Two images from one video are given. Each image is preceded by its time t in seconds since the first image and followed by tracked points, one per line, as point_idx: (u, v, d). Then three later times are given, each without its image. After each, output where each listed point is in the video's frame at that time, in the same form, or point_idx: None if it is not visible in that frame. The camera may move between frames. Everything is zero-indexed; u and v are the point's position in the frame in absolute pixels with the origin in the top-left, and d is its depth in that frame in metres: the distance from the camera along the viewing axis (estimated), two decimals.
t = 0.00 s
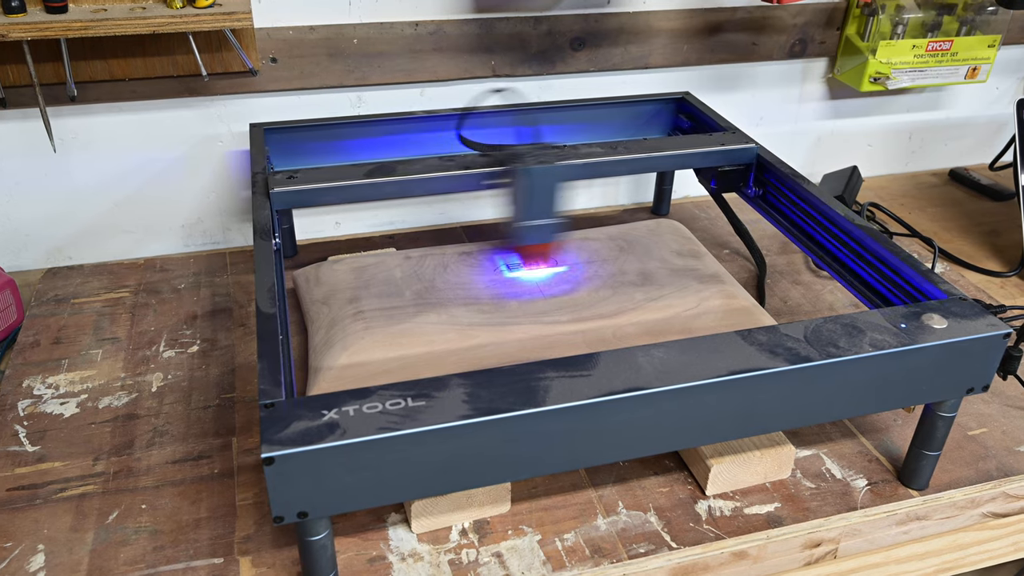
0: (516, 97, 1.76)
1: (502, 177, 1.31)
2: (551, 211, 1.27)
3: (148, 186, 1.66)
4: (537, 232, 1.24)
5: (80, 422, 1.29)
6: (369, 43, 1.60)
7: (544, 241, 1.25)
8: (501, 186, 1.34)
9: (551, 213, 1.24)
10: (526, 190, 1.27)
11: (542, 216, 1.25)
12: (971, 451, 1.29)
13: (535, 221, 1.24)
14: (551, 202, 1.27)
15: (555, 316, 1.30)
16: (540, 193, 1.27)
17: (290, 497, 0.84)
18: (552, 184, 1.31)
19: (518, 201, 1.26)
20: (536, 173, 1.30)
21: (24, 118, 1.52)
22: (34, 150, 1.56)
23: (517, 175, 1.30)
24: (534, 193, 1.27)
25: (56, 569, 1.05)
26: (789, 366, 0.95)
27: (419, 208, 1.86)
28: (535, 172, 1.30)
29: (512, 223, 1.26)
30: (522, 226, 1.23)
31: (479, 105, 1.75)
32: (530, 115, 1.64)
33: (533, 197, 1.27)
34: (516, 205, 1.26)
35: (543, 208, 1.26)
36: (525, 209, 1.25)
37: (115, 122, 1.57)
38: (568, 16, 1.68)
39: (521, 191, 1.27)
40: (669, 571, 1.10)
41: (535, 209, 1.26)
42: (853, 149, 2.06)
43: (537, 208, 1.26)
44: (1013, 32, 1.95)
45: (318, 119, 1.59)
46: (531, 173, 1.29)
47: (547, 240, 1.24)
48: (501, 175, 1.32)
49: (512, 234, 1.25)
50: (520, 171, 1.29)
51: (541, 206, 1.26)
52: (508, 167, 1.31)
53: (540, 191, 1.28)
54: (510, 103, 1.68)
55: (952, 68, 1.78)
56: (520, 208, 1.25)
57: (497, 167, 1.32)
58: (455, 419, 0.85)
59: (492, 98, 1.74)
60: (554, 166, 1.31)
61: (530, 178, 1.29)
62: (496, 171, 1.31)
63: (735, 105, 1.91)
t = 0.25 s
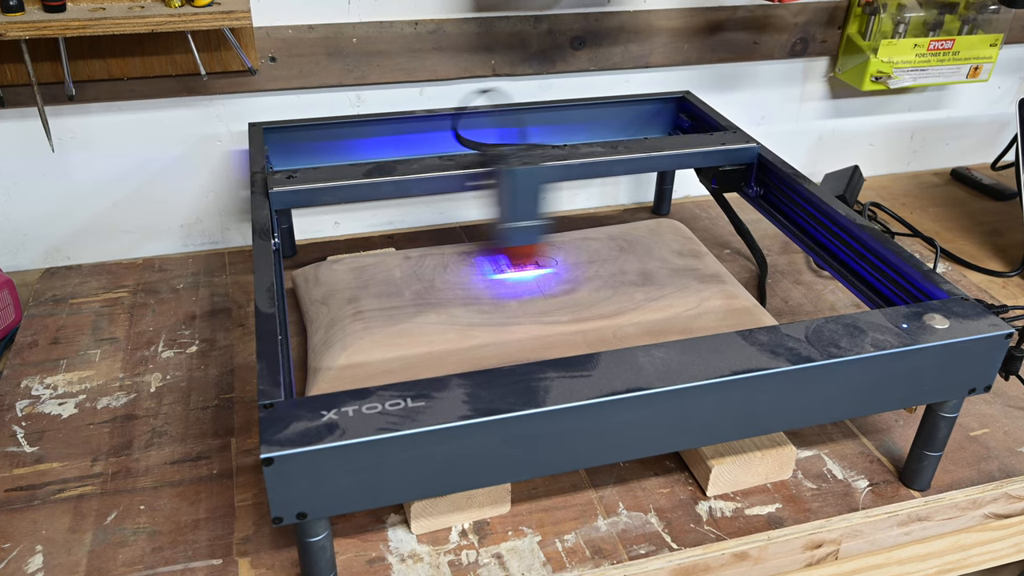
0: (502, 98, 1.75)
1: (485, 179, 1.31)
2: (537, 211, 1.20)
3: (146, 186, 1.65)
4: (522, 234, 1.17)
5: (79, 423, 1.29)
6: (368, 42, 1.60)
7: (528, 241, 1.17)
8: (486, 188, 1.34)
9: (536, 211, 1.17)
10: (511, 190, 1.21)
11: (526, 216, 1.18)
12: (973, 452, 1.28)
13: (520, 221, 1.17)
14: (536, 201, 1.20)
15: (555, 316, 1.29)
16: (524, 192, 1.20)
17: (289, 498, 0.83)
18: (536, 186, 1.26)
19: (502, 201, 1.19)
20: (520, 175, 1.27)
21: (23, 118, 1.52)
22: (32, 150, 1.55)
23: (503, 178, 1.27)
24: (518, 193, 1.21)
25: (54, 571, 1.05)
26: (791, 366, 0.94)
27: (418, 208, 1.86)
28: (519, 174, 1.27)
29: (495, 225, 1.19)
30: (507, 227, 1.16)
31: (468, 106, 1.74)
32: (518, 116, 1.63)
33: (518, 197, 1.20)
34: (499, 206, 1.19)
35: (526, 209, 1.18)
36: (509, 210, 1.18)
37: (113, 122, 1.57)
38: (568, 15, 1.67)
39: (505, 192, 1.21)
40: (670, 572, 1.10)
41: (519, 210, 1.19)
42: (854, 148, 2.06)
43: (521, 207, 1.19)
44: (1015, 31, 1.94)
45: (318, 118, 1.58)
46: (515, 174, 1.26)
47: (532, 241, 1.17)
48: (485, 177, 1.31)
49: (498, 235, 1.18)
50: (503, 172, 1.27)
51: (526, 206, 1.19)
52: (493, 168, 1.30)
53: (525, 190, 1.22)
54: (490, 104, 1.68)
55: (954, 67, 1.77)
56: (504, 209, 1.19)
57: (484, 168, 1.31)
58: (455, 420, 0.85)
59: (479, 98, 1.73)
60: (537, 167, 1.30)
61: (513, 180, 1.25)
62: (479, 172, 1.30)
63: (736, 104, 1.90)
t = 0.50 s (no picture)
0: (500, 97, 1.74)
1: (485, 178, 1.31)
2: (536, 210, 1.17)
3: (145, 186, 1.65)
4: (520, 234, 1.14)
5: (77, 424, 1.28)
6: (367, 42, 1.59)
7: (527, 242, 1.14)
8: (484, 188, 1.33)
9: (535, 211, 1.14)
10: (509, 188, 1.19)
11: (524, 215, 1.15)
12: (975, 453, 1.28)
13: (518, 221, 1.14)
14: (535, 199, 1.17)
15: (555, 316, 1.29)
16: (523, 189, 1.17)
17: (289, 498, 0.83)
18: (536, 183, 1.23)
19: (500, 199, 1.16)
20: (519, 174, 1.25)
21: (20, 117, 1.52)
22: (30, 149, 1.55)
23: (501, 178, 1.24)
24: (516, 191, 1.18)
25: (52, 572, 1.04)
26: (792, 366, 0.94)
27: (417, 208, 1.85)
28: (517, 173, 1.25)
29: (493, 225, 1.16)
30: (505, 227, 1.14)
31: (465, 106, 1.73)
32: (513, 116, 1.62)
33: (517, 195, 1.17)
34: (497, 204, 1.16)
35: (525, 208, 1.15)
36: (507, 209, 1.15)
37: (112, 121, 1.56)
38: (568, 14, 1.67)
39: (504, 190, 1.17)
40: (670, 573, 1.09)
41: (517, 209, 1.16)
42: (855, 148, 2.05)
43: (520, 206, 1.16)
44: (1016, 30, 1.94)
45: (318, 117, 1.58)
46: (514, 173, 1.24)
47: (530, 242, 1.14)
48: (485, 176, 1.30)
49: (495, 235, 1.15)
50: (503, 172, 1.26)
51: (525, 205, 1.16)
52: (491, 167, 1.30)
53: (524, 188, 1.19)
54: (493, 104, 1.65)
55: (955, 66, 1.76)
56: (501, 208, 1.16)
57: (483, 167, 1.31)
58: (455, 420, 0.84)
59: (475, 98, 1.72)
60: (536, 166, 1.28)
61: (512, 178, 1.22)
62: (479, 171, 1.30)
63: (737, 103, 1.90)
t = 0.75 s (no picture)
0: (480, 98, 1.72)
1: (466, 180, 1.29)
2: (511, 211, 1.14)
3: (144, 185, 1.64)
4: (497, 236, 1.15)
5: (75, 424, 1.28)
6: (367, 41, 1.59)
7: (504, 244, 1.16)
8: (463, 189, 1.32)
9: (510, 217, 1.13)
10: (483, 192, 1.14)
11: (499, 219, 1.14)
12: (977, 453, 1.27)
13: (493, 225, 1.14)
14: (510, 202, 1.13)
15: (555, 316, 1.28)
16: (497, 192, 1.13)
17: (288, 499, 0.82)
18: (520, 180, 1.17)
19: (473, 203, 1.13)
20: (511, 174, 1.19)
21: (19, 116, 1.51)
22: (28, 149, 1.55)
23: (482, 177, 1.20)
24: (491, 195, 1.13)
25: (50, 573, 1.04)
26: (793, 367, 0.93)
27: (417, 207, 1.84)
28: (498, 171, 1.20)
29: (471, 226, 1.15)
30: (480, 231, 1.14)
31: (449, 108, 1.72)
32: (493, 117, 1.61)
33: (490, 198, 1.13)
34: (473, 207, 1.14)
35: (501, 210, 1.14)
36: (482, 213, 1.13)
37: (110, 120, 1.56)
38: (568, 13, 1.66)
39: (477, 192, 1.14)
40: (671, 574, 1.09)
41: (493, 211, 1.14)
42: (856, 147, 2.05)
43: (495, 209, 1.14)
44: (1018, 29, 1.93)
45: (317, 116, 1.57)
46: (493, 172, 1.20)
47: (510, 243, 1.16)
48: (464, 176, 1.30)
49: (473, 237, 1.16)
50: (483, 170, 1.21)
51: (500, 207, 1.14)
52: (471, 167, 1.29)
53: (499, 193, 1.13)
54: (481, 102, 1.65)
55: (958, 65, 1.76)
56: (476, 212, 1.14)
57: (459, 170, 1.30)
58: (455, 421, 0.84)
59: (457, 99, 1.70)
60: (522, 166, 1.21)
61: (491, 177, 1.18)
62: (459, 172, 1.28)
63: (738, 102, 1.89)
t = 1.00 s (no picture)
0: (490, 96, 1.73)
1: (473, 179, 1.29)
2: (524, 209, 1.15)
3: (142, 185, 1.64)
4: (510, 236, 1.12)
5: (73, 425, 1.27)
6: (366, 40, 1.58)
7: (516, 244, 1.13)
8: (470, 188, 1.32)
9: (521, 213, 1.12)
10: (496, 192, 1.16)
11: (511, 216, 1.13)
12: (979, 454, 1.27)
13: (506, 222, 1.12)
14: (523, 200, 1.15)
15: (556, 316, 1.28)
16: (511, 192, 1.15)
17: (287, 500, 0.82)
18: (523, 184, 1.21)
19: (487, 203, 1.14)
20: (505, 175, 1.23)
21: (17, 116, 1.51)
22: (26, 148, 1.54)
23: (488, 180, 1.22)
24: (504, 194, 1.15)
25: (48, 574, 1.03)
26: (795, 368, 0.93)
27: (417, 207, 1.84)
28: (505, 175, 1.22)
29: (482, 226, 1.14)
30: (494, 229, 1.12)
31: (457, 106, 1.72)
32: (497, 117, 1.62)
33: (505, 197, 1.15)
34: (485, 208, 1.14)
35: (513, 209, 1.14)
36: (495, 212, 1.13)
37: (108, 120, 1.55)
38: (569, 12, 1.66)
39: (492, 193, 1.16)
40: None
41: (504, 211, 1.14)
42: (858, 147, 2.04)
43: (508, 208, 1.14)
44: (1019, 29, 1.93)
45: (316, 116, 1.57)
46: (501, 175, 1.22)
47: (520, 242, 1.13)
48: (472, 176, 1.29)
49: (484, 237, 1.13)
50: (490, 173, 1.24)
51: (513, 205, 1.14)
52: (476, 169, 1.29)
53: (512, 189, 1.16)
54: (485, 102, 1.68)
55: (959, 64, 1.76)
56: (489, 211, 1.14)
57: (469, 167, 1.29)
58: (455, 422, 0.83)
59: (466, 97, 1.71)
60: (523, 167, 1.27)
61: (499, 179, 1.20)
62: (466, 172, 1.28)
63: (739, 102, 1.89)
